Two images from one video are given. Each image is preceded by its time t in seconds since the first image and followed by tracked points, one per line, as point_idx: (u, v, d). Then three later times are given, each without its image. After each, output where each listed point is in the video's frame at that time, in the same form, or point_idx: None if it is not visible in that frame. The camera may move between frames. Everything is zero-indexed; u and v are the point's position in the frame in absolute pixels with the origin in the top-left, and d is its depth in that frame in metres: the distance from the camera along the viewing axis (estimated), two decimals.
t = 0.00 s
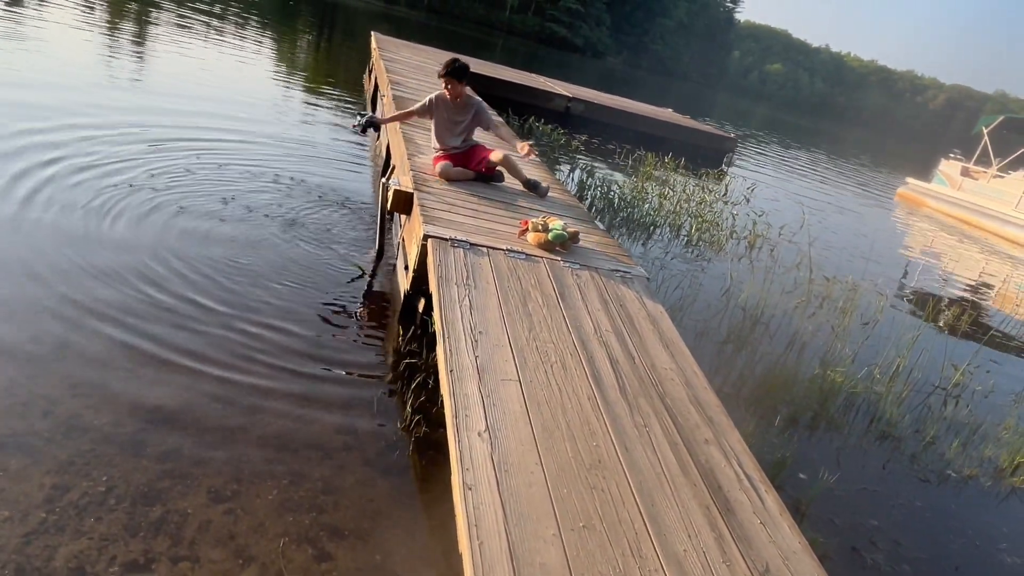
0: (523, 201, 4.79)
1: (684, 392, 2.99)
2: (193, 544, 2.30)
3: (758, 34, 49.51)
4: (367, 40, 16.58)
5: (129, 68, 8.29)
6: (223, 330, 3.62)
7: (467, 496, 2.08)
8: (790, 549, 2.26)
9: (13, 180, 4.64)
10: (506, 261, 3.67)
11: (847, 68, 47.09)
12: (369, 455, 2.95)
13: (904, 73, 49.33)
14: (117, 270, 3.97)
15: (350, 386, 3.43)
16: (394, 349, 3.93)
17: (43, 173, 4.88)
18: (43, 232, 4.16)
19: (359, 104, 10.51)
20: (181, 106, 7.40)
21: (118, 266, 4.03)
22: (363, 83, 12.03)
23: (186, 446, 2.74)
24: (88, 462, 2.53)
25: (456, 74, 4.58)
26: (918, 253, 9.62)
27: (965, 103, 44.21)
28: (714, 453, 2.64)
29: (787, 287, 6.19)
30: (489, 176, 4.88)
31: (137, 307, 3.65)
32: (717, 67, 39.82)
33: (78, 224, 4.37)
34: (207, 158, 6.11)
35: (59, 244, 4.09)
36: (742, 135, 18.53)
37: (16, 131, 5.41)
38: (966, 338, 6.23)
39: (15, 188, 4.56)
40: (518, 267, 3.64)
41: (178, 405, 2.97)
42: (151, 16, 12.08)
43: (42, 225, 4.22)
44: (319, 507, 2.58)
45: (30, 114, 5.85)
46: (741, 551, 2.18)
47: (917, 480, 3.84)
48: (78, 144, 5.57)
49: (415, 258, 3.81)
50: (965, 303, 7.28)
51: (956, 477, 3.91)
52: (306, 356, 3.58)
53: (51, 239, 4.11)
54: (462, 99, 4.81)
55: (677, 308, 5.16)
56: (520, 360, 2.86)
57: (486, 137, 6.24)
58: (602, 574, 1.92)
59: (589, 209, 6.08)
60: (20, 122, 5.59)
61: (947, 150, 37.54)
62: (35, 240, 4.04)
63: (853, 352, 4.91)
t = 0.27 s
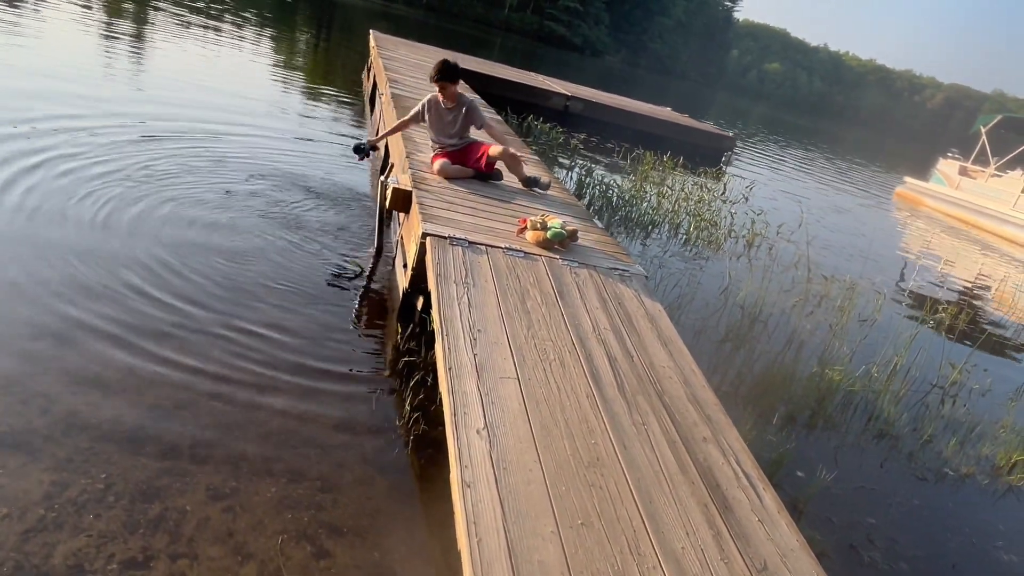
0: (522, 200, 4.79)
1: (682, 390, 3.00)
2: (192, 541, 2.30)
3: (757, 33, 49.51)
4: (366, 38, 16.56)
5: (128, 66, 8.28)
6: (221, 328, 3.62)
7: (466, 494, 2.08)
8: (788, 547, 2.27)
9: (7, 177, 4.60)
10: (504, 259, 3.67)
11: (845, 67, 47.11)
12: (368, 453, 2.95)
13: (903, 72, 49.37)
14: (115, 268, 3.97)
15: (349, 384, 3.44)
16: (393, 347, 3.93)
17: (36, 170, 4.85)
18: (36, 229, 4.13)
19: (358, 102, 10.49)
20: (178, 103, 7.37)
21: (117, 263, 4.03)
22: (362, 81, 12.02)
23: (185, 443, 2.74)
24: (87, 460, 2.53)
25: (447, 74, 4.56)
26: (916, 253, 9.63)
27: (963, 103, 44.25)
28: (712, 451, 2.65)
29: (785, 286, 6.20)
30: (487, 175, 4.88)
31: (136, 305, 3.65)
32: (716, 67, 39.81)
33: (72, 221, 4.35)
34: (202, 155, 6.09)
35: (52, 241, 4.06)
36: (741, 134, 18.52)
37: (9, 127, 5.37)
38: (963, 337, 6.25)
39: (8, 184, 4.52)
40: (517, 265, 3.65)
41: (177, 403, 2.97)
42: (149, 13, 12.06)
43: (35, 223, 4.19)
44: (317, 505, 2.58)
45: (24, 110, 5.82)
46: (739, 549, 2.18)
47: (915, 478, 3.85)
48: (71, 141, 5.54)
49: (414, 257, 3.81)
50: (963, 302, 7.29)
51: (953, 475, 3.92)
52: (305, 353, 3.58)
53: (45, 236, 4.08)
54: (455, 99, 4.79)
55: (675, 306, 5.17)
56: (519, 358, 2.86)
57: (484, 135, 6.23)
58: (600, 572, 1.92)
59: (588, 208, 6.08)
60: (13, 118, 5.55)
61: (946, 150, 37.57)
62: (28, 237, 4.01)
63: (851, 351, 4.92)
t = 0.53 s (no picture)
0: (520, 197, 4.79)
1: (680, 387, 3.01)
2: (190, 538, 2.30)
3: (756, 31, 49.49)
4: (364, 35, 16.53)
5: (125, 63, 8.27)
6: (219, 326, 3.62)
7: (464, 491, 2.08)
8: (785, 544, 2.27)
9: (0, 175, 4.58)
10: (503, 256, 3.67)
11: (844, 66, 47.10)
12: (366, 450, 2.95)
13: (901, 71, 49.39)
14: (113, 265, 3.97)
15: (347, 381, 3.43)
16: (390, 344, 3.92)
17: (34, 168, 4.85)
18: (29, 228, 4.10)
19: (356, 100, 10.47)
20: (174, 101, 7.35)
21: (115, 260, 4.03)
22: (360, 78, 12.01)
23: (183, 440, 2.74)
24: (84, 457, 2.53)
25: (436, 75, 4.56)
26: (914, 251, 9.64)
27: (961, 101, 44.32)
28: (710, 449, 2.65)
29: (783, 284, 6.21)
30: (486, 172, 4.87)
31: (133, 302, 3.65)
32: (714, 65, 39.81)
33: (65, 219, 4.32)
34: (197, 152, 6.06)
35: (45, 239, 4.04)
36: (739, 133, 18.53)
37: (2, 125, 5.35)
38: (960, 335, 6.26)
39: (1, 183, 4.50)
40: (515, 263, 3.65)
41: (175, 400, 2.97)
42: (147, 10, 12.03)
43: (28, 221, 4.17)
44: (316, 502, 2.58)
45: (18, 108, 5.79)
46: (736, 546, 2.19)
47: (912, 475, 3.86)
48: (65, 138, 5.51)
49: (412, 254, 3.80)
50: (960, 300, 7.31)
51: (950, 473, 3.93)
52: (303, 351, 3.58)
53: (38, 234, 4.06)
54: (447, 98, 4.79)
55: (673, 304, 5.17)
56: (517, 355, 2.86)
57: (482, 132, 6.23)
58: (598, 568, 1.93)
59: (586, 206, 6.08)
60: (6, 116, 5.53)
61: (943, 148, 37.61)
62: (21, 236, 3.99)
63: (848, 348, 4.93)
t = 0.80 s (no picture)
0: (518, 195, 4.79)
1: (677, 385, 3.01)
2: (188, 536, 2.30)
3: (755, 29, 49.46)
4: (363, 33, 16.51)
5: (124, 60, 8.27)
6: (217, 323, 3.61)
7: (461, 489, 2.08)
8: (782, 542, 2.28)
9: None
10: (501, 255, 3.67)
11: (842, 64, 47.09)
12: (364, 448, 2.95)
13: (899, 70, 49.40)
14: (111, 262, 3.96)
15: (346, 379, 3.43)
16: (389, 342, 3.92)
17: (34, 164, 4.87)
18: (23, 225, 4.08)
19: (354, 97, 10.45)
20: (171, 98, 7.32)
21: (113, 257, 4.03)
22: (359, 76, 12.00)
23: (181, 438, 2.74)
24: (82, 454, 2.53)
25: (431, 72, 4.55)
26: (912, 249, 9.65)
27: (959, 100, 44.36)
28: (708, 446, 2.66)
29: (781, 282, 6.21)
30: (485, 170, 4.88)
31: (131, 300, 3.64)
32: (712, 63, 39.79)
33: (59, 217, 4.30)
34: (197, 149, 6.08)
35: (40, 237, 4.01)
36: (737, 131, 18.53)
37: None
38: (958, 334, 6.27)
39: None
40: (513, 261, 3.65)
41: (172, 397, 2.97)
42: (146, 7, 12.01)
43: (21, 219, 4.15)
44: (314, 499, 2.58)
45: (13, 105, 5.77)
46: (734, 544, 2.19)
47: (909, 474, 3.87)
48: (65, 135, 5.53)
49: (410, 252, 3.80)
50: (958, 299, 7.33)
51: (947, 471, 3.94)
52: (301, 349, 3.58)
53: (32, 232, 4.04)
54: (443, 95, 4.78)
55: (671, 302, 5.17)
56: (515, 353, 2.87)
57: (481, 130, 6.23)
58: (595, 565, 1.93)
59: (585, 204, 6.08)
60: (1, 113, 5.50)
61: (942, 147, 37.63)
62: (15, 233, 3.97)
63: (846, 347, 4.94)
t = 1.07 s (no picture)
0: (517, 193, 4.79)
1: (677, 384, 3.01)
2: (186, 534, 2.30)
3: (754, 28, 49.44)
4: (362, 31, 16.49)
5: (123, 57, 8.25)
6: (216, 321, 3.61)
7: (461, 487, 2.08)
8: (781, 540, 2.28)
9: None
10: (500, 253, 3.67)
11: (842, 64, 47.09)
12: (363, 446, 2.95)
13: (898, 69, 49.41)
14: (110, 260, 3.96)
15: (345, 377, 3.43)
16: (388, 340, 3.92)
17: (35, 162, 4.88)
18: (16, 224, 4.05)
19: (353, 96, 10.43)
20: (167, 95, 7.29)
21: (112, 255, 4.02)
22: (358, 74, 11.98)
23: (180, 436, 2.73)
24: (80, 452, 2.53)
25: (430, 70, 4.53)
26: (911, 249, 9.66)
27: (958, 100, 44.38)
28: (707, 445, 2.66)
29: (780, 281, 6.21)
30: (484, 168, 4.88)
31: (129, 298, 3.63)
32: (712, 62, 39.78)
33: (53, 215, 4.27)
34: (197, 147, 6.08)
35: (33, 236, 3.98)
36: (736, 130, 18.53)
37: None
38: (957, 333, 6.27)
39: None
40: (513, 259, 3.64)
41: (171, 395, 2.96)
42: (144, 5, 11.99)
43: (14, 216, 4.11)
44: (313, 498, 2.58)
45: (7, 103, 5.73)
46: (734, 543, 2.19)
47: (908, 473, 3.87)
48: (66, 132, 5.53)
49: (410, 250, 3.80)
50: (957, 298, 7.33)
51: (946, 470, 3.94)
52: (300, 347, 3.57)
53: (25, 230, 4.01)
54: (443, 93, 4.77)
55: (671, 301, 5.17)
56: (514, 352, 2.86)
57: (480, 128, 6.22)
58: (595, 564, 1.93)
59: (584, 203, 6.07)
60: None
61: (941, 147, 37.64)
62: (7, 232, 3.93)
63: (845, 346, 4.94)
